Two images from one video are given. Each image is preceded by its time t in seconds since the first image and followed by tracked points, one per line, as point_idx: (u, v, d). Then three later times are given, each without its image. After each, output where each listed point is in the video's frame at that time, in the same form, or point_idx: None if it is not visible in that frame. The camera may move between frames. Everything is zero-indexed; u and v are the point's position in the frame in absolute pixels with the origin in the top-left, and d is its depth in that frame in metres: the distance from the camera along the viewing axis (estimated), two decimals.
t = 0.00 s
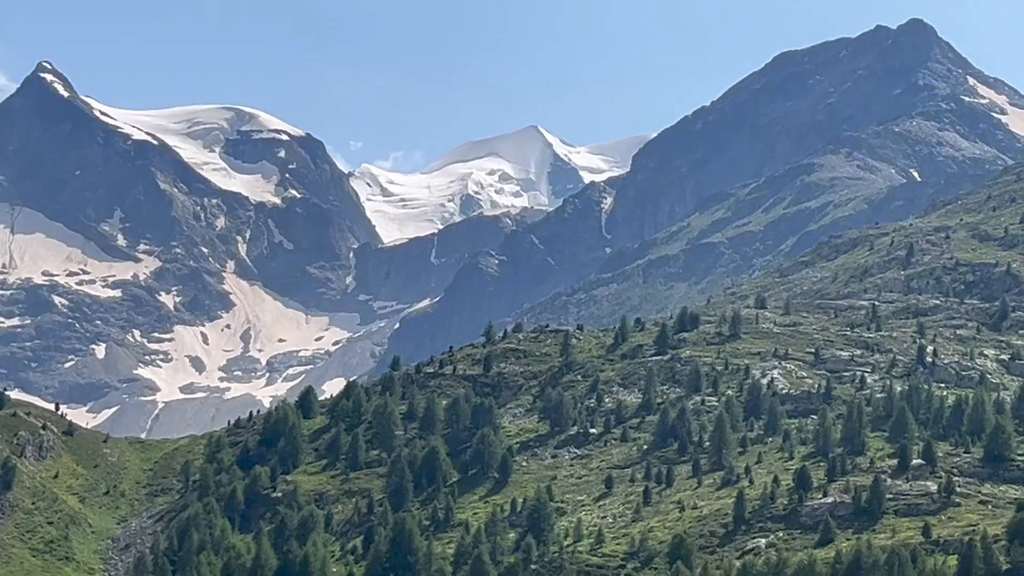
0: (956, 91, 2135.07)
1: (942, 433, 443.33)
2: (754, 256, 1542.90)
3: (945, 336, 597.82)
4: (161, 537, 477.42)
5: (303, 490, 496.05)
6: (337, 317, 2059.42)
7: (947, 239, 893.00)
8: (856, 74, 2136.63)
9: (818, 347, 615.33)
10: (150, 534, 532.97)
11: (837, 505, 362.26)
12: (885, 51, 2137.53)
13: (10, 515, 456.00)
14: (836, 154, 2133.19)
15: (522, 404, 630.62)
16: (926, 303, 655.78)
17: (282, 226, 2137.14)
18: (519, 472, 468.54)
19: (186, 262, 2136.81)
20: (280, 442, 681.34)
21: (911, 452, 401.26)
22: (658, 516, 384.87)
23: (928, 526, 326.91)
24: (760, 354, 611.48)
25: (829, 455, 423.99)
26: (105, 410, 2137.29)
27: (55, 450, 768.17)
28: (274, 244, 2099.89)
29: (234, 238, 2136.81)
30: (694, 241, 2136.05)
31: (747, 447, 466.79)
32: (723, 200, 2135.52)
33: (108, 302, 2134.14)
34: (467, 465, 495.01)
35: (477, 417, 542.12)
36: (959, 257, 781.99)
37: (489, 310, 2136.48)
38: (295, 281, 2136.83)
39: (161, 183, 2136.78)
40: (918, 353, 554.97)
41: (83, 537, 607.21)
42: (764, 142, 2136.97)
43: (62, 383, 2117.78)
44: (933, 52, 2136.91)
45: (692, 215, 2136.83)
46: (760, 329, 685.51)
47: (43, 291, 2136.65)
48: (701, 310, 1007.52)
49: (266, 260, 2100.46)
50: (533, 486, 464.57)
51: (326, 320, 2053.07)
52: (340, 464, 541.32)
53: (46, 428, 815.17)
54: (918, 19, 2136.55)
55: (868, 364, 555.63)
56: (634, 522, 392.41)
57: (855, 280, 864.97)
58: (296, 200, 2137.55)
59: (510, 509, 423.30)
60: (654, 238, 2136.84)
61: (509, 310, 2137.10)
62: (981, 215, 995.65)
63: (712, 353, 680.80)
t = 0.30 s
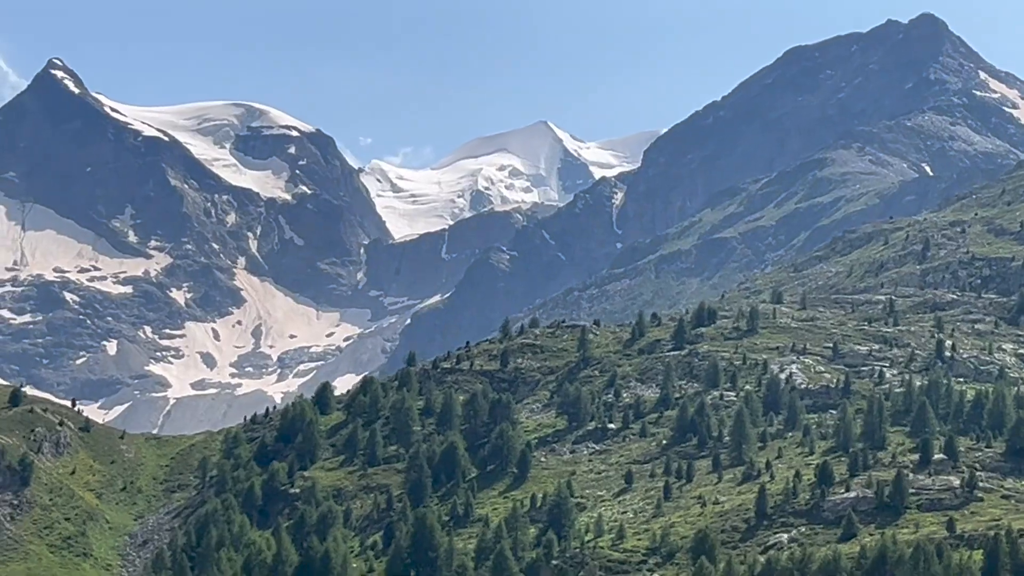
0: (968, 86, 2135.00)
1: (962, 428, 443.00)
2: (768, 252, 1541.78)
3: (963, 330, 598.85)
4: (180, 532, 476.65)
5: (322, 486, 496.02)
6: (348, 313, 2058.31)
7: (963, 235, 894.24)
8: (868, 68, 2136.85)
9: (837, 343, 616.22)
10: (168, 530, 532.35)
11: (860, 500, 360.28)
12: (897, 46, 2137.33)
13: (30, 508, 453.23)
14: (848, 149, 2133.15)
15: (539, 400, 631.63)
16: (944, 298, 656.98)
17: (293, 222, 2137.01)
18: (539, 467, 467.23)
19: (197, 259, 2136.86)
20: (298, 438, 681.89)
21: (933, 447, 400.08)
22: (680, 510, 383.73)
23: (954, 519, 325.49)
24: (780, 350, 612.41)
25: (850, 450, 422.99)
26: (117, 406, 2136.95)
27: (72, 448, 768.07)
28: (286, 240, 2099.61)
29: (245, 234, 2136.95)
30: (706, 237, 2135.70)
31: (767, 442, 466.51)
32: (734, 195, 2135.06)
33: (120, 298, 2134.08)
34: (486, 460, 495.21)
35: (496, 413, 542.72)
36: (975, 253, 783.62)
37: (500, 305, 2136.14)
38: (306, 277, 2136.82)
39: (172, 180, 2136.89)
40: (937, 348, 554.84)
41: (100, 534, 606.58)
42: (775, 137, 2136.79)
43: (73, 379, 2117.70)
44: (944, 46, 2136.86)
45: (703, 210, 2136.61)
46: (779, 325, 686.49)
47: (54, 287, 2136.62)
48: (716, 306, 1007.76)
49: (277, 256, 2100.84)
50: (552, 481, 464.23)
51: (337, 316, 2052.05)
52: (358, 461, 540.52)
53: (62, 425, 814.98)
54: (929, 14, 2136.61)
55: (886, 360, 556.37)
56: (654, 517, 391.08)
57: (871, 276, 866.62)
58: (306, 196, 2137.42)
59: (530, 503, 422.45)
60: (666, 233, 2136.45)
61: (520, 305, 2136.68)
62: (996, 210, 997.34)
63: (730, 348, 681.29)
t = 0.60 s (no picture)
0: (980, 81, 2135.34)
1: (982, 422, 442.98)
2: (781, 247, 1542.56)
3: (982, 325, 600.18)
4: (199, 526, 475.97)
5: (341, 481, 496.71)
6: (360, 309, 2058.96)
7: (980, 230, 896.13)
8: (880, 63, 2137.61)
9: (856, 339, 617.73)
10: (186, 525, 531.70)
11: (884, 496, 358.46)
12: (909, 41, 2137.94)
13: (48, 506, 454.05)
14: (860, 144, 2133.90)
15: (558, 396, 632.88)
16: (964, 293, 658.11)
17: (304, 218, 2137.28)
18: (559, 463, 467.73)
19: (209, 255, 2136.80)
20: (315, 435, 682.52)
21: (955, 443, 399.09)
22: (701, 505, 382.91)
23: (978, 514, 324.79)
24: (798, 345, 613.75)
25: (871, 445, 422.25)
26: (129, 403, 2137.07)
27: (88, 445, 767.69)
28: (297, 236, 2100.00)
29: (257, 230, 2136.80)
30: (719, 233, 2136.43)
31: (787, 437, 466.58)
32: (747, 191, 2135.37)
33: (131, 295, 2133.82)
34: (506, 456, 495.58)
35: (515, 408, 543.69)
36: (993, 247, 785.50)
37: (512, 301, 2136.36)
38: (318, 273, 2136.96)
39: (183, 176, 2136.99)
40: (956, 342, 555.66)
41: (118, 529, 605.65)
42: (787, 133, 2137.50)
43: (85, 376, 2118.13)
44: (957, 41, 2137.07)
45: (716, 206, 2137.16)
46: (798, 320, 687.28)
47: (66, 284, 2136.76)
48: (731, 302, 1008.93)
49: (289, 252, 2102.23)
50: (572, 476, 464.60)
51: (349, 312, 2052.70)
52: (375, 457, 540.43)
53: (79, 422, 815.75)
54: (941, 9, 2136.82)
55: (905, 354, 557.68)
56: (676, 514, 390.01)
57: (888, 271, 868.65)
58: (317, 192, 2137.58)
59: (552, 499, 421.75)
60: (678, 229, 2136.81)
61: (532, 301, 2137.07)
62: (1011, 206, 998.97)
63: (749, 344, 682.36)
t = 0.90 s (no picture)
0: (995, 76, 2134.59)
1: (1006, 417, 441.97)
2: (797, 242, 1541.01)
3: (1004, 320, 599.97)
4: (220, 524, 475.61)
5: (362, 478, 496.76)
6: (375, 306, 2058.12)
7: (999, 225, 896.49)
8: (894, 58, 2136.46)
9: (877, 335, 617.39)
10: (206, 523, 531.64)
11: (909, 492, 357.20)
12: (923, 36, 2137.09)
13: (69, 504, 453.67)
14: (875, 139, 2133.12)
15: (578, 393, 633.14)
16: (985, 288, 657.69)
17: (318, 215, 2137.33)
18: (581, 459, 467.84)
19: (223, 252, 2136.89)
20: (335, 432, 682.27)
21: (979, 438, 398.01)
22: (725, 502, 382.17)
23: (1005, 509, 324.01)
24: (820, 341, 613.64)
25: (894, 441, 421.33)
26: (143, 400, 2137.24)
27: (107, 443, 767.53)
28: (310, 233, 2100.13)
29: (271, 227, 2136.93)
30: (734, 228, 2135.52)
31: (811, 432, 465.89)
32: (762, 187, 2133.81)
33: (145, 292, 2134.07)
34: (527, 453, 495.41)
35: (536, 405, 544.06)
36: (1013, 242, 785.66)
37: (526, 298, 2135.16)
38: (332, 270, 2136.78)
39: (197, 173, 2136.92)
40: (979, 338, 555.28)
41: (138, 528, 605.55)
42: (801, 128, 2136.87)
43: (100, 373, 2117.47)
44: (971, 36, 2136.38)
45: (730, 202, 2136.18)
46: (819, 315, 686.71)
47: (80, 281, 2136.44)
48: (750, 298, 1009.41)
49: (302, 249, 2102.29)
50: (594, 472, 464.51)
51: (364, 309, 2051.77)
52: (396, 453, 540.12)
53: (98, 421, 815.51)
54: (956, 3, 2136.28)
55: (927, 350, 557.68)
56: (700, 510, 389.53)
57: (908, 267, 868.88)
58: (331, 190, 2137.64)
59: (574, 496, 421.25)
60: (693, 225, 2135.54)
61: (547, 298, 2137.09)
62: None
63: (770, 341, 683.63)
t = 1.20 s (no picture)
0: (1010, 70, 2135.28)
1: None
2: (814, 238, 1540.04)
3: None
4: (241, 518, 475.36)
5: (383, 473, 496.97)
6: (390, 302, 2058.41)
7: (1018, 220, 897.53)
8: (909, 53, 2136.77)
9: (899, 329, 617.59)
10: (226, 517, 531.29)
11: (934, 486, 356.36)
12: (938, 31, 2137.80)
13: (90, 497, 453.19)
14: (890, 134, 2133.29)
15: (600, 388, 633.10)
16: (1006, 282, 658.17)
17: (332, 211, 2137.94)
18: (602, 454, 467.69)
19: (237, 248, 2136.90)
20: (354, 428, 682.28)
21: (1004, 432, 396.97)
22: (749, 495, 381.19)
23: None
24: (842, 336, 613.60)
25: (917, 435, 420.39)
26: (157, 396, 2137.13)
27: (126, 439, 767.66)
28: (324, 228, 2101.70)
29: (285, 223, 2137.12)
30: (749, 224, 2135.63)
31: (834, 427, 465.31)
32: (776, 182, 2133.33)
33: (159, 288, 2134.33)
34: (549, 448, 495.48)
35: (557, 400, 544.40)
36: None
37: (541, 293, 2135.43)
38: (345, 266, 2137.44)
39: (212, 169, 2137.42)
40: (1001, 332, 555.42)
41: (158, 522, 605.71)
42: (816, 124, 2137.04)
43: (114, 369, 2117.37)
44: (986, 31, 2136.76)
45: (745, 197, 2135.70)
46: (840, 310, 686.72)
47: (95, 278, 2136.64)
48: (768, 294, 1009.98)
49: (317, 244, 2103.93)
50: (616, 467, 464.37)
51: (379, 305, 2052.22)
52: (417, 449, 540.68)
53: (117, 415, 815.42)
54: None
55: (949, 344, 557.93)
56: (724, 504, 388.77)
57: (927, 262, 869.33)
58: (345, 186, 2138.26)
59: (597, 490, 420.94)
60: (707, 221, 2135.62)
61: (561, 294, 2136.85)
62: None
63: (791, 336, 684.06)
